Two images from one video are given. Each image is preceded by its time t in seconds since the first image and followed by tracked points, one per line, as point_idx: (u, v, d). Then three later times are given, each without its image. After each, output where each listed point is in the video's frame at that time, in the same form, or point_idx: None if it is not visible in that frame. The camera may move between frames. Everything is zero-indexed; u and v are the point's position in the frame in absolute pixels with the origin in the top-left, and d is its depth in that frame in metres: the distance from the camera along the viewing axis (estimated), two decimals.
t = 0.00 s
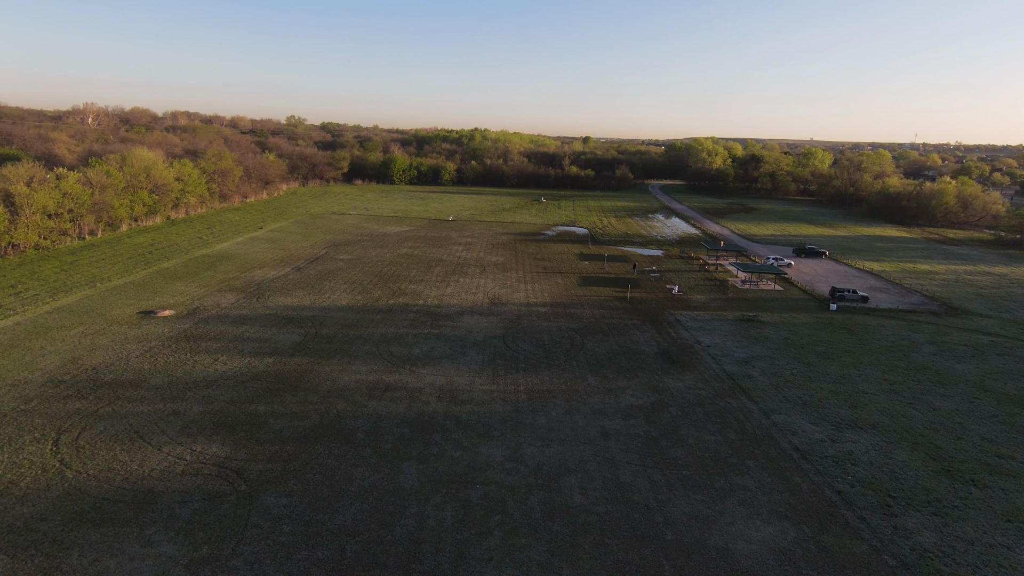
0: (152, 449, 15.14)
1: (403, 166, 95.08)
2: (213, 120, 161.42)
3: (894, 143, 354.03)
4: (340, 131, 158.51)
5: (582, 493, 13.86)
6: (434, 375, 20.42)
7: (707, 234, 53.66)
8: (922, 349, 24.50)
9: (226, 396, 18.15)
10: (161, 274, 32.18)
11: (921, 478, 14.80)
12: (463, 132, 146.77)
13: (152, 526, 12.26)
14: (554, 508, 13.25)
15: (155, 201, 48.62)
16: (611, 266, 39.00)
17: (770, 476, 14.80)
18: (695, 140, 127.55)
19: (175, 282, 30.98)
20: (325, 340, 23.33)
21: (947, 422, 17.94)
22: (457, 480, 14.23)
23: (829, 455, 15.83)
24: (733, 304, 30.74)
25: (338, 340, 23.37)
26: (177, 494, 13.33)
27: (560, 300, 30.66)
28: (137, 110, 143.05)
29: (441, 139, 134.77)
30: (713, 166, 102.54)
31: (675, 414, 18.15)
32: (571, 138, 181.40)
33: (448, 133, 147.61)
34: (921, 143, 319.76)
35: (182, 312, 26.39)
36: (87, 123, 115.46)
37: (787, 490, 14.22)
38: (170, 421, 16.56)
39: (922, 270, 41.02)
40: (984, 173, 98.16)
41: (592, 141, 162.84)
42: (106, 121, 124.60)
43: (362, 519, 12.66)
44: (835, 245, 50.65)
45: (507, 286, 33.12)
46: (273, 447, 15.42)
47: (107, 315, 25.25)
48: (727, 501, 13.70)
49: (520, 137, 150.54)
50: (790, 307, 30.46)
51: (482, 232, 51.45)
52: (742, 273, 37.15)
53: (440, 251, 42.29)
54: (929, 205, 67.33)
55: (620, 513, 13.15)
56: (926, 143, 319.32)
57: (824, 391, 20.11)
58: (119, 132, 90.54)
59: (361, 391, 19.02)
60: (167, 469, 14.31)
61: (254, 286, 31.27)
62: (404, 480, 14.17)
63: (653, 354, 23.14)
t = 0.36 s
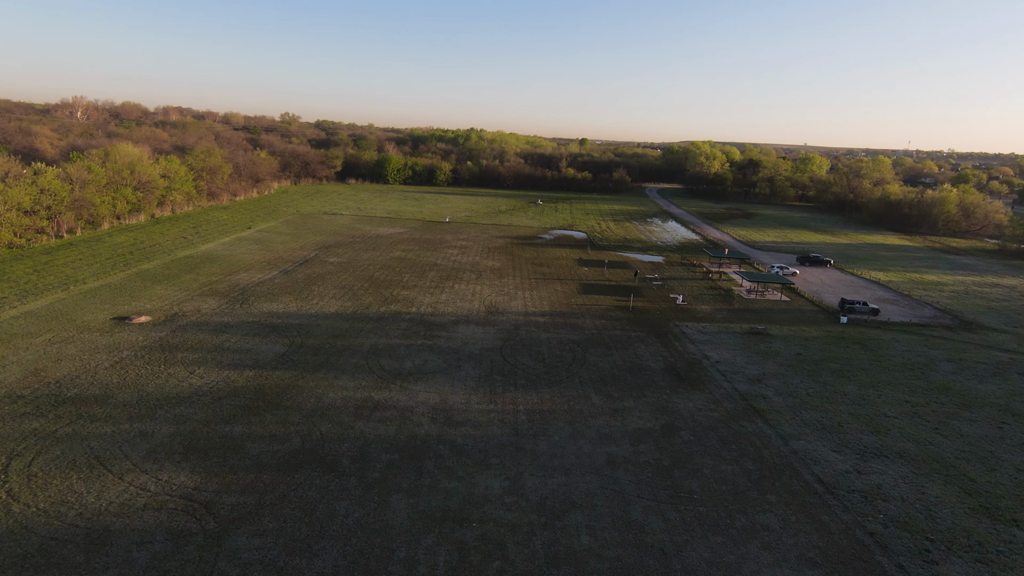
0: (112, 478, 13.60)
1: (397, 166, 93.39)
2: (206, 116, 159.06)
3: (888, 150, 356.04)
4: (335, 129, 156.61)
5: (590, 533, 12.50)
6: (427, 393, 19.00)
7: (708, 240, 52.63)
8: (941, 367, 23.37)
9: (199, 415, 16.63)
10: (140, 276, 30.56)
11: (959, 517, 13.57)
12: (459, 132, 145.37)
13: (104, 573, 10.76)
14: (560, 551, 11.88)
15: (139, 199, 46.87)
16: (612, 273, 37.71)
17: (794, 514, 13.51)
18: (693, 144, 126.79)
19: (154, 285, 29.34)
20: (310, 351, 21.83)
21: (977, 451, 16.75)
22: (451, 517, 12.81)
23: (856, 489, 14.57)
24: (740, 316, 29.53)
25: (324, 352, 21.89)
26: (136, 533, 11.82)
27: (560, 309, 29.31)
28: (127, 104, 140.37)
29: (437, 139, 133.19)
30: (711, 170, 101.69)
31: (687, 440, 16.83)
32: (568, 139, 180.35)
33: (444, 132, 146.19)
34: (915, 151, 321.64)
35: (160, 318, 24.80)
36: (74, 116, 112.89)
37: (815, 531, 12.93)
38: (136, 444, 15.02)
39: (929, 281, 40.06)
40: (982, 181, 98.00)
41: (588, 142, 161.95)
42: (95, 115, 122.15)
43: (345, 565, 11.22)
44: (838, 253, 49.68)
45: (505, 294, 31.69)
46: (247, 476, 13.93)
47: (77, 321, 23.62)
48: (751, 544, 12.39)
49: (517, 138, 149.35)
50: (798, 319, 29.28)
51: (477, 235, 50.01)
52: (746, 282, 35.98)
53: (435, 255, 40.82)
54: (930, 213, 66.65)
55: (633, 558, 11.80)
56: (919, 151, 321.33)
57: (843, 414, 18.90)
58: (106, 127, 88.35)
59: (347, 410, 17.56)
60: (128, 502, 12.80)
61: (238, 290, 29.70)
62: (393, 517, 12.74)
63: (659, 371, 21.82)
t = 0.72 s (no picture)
0: (81, 519, 12.19)
1: (396, 166, 91.90)
2: (202, 116, 157.37)
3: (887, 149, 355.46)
4: (332, 129, 155.11)
5: None
6: (430, 413, 17.63)
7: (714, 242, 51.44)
8: (973, 379, 22.09)
9: (182, 443, 15.21)
10: (127, 284, 29.15)
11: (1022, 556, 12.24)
12: (457, 132, 144.03)
13: None
14: None
15: (129, 202, 45.42)
16: (619, 278, 36.35)
17: (840, 555, 12.17)
18: (694, 143, 125.60)
19: (141, 294, 27.90)
20: (304, 367, 20.42)
21: None
22: (460, 563, 11.44)
23: (905, 524, 13.24)
24: (756, 323, 28.22)
25: (319, 367, 20.49)
26: None
27: (567, 317, 27.93)
28: (122, 104, 138.76)
29: (435, 139, 131.69)
30: (714, 169, 100.40)
31: (713, 466, 15.46)
32: (567, 139, 179.05)
33: (443, 132, 144.86)
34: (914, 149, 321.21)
35: (145, 330, 23.38)
36: (67, 118, 111.22)
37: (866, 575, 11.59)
38: (109, 477, 13.59)
39: (947, 284, 38.80)
40: (987, 180, 96.95)
41: (588, 142, 160.64)
42: (88, 116, 120.54)
43: None
44: (849, 255, 48.40)
45: (509, 301, 30.29)
46: (233, 514, 12.56)
47: (56, 334, 22.21)
48: None
49: (516, 137, 148.05)
50: (818, 327, 27.96)
51: (479, 238, 48.59)
52: (760, 287, 34.65)
53: (435, 259, 39.45)
54: (939, 212, 65.47)
55: None
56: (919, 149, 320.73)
57: (878, 435, 17.58)
58: (99, 128, 86.74)
59: (343, 434, 16.16)
60: (96, 548, 11.39)
61: (229, 299, 28.27)
62: (395, 562, 11.40)
63: (677, 386, 20.45)
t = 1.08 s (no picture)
0: (50, 571, 10.82)
1: (396, 168, 90.55)
2: (200, 119, 156.17)
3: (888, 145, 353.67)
4: (332, 131, 153.74)
5: None
6: (438, 437, 16.25)
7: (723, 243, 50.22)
8: (1017, 391, 20.70)
9: (167, 476, 13.85)
10: (117, 295, 27.83)
11: None
12: (458, 133, 142.67)
13: None
14: None
15: (123, 207, 44.12)
16: (631, 282, 34.94)
17: None
18: (698, 142, 124.17)
19: (131, 305, 26.54)
20: (303, 386, 19.06)
21: None
22: None
23: (972, 565, 11.88)
24: (779, 331, 26.82)
25: (318, 386, 19.11)
26: None
27: (580, 326, 26.54)
28: (120, 108, 137.63)
29: (435, 140, 130.24)
30: (718, 168, 98.98)
31: (751, 497, 14.10)
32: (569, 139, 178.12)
33: (443, 133, 143.52)
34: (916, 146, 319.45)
35: (133, 345, 22.01)
36: (63, 121, 109.99)
37: None
38: (85, 519, 12.21)
39: (970, 286, 37.39)
40: (997, 176, 95.45)
41: (590, 141, 159.08)
42: (86, 120, 119.35)
43: None
44: (865, 255, 46.98)
45: (517, 309, 28.90)
46: (222, 563, 11.20)
47: (38, 351, 20.85)
48: None
49: (517, 137, 146.66)
50: (843, 335, 26.58)
51: (482, 241, 47.18)
52: (778, 291, 33.25)
53: (439, 264, 38.12)
54: (952, 210, 64.01)
55: None
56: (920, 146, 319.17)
57: (926, 457, 16.21)
58: (95, 132, 85.45)
59: (345, 463, 14.81)
60: None
61: (224, 309, 26.93)
62: None
63: (702, 403, 19.07)
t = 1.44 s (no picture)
0: None
1: (398, 169, 89.24)
2: (201, 122, 155.16)
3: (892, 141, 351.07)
4: (333, 132, 152.53)
5: None
6: (452, 466, 14.87)
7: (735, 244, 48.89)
8: None
9: (155, 517, 12.49)
10: (109, 307, 26.55)
11: None
12: (460, 133, 141.30)
13: None
14: None
15: (119, 214, 42.89)
16: (645, 287, 33.50)
17: None
18: (703, 140, 122.58)
19: (124, 318, 25.27)
20: (304, 408, 17.70)
21: None
22: None
23: None
24: (807, 339, 25.34)
25: (321, 407, 17.76)
26: None
27: (596, 336, 25.15)
28: (120, 111, 136.70)
29: (437, 140, 128.80)
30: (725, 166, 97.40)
31: (802, 534, 12.68)
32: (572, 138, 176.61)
33: (445, 134, 142.16)
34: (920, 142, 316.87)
35: (124, 363, 20.71)
36: (62, 125, 109.08)
37: None
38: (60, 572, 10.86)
39: (998, 287, 35.85)
40: (1010, 171, 93.60)
41: (593, 140, 157.50)
42: (85, 124, 118.39)
43: None
44: (884, 255, 45.41)
45: (529, 317, 27.49)
46: None
47: (23, 370, 19.56)
48: None
49: (520, 137, 145.24)
50: (875, 343, 25.12)
51: (489, 244, 45.79)
52: (800, 296, 31.78)
53: (445, 270, 36.78)
54: (969, 207, 62.35)
55: None
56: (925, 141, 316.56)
57: (987, 483, 14.76)
58: (93, 136, 84.34)
59: (351, 498, 13.44)
60: None
61: (221, 321, 25.64)
62: None
63: (736, 422, 17.64)
